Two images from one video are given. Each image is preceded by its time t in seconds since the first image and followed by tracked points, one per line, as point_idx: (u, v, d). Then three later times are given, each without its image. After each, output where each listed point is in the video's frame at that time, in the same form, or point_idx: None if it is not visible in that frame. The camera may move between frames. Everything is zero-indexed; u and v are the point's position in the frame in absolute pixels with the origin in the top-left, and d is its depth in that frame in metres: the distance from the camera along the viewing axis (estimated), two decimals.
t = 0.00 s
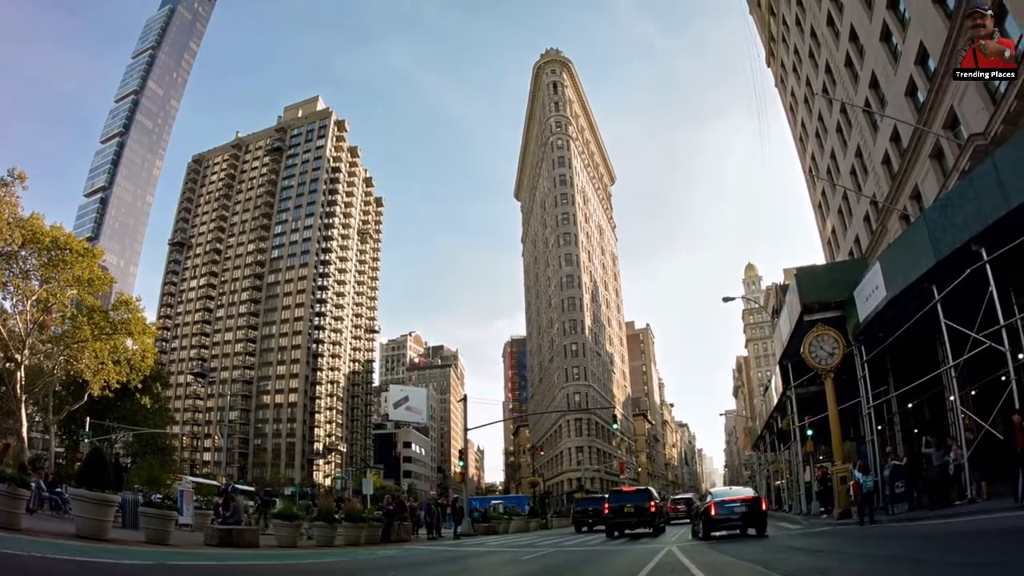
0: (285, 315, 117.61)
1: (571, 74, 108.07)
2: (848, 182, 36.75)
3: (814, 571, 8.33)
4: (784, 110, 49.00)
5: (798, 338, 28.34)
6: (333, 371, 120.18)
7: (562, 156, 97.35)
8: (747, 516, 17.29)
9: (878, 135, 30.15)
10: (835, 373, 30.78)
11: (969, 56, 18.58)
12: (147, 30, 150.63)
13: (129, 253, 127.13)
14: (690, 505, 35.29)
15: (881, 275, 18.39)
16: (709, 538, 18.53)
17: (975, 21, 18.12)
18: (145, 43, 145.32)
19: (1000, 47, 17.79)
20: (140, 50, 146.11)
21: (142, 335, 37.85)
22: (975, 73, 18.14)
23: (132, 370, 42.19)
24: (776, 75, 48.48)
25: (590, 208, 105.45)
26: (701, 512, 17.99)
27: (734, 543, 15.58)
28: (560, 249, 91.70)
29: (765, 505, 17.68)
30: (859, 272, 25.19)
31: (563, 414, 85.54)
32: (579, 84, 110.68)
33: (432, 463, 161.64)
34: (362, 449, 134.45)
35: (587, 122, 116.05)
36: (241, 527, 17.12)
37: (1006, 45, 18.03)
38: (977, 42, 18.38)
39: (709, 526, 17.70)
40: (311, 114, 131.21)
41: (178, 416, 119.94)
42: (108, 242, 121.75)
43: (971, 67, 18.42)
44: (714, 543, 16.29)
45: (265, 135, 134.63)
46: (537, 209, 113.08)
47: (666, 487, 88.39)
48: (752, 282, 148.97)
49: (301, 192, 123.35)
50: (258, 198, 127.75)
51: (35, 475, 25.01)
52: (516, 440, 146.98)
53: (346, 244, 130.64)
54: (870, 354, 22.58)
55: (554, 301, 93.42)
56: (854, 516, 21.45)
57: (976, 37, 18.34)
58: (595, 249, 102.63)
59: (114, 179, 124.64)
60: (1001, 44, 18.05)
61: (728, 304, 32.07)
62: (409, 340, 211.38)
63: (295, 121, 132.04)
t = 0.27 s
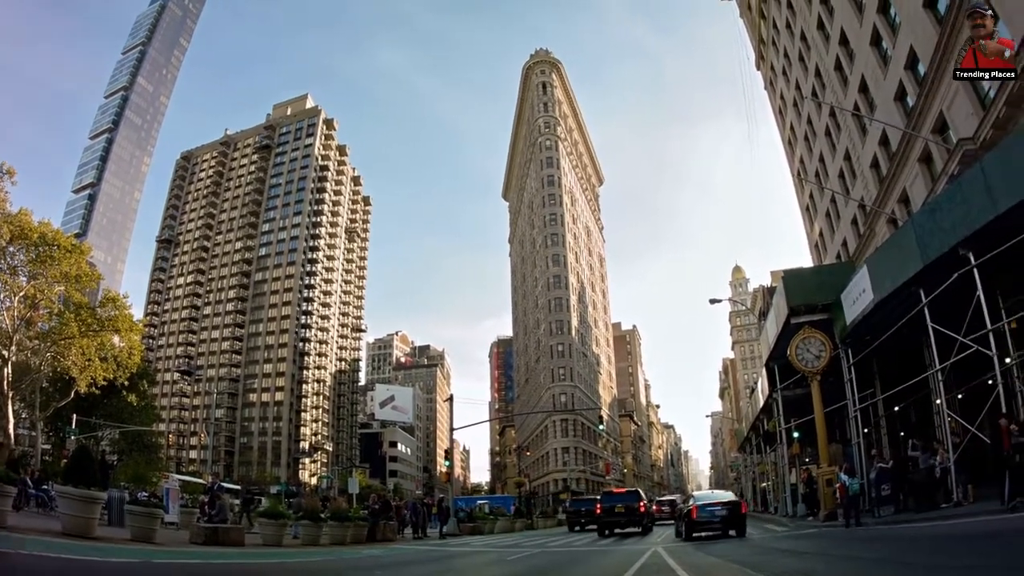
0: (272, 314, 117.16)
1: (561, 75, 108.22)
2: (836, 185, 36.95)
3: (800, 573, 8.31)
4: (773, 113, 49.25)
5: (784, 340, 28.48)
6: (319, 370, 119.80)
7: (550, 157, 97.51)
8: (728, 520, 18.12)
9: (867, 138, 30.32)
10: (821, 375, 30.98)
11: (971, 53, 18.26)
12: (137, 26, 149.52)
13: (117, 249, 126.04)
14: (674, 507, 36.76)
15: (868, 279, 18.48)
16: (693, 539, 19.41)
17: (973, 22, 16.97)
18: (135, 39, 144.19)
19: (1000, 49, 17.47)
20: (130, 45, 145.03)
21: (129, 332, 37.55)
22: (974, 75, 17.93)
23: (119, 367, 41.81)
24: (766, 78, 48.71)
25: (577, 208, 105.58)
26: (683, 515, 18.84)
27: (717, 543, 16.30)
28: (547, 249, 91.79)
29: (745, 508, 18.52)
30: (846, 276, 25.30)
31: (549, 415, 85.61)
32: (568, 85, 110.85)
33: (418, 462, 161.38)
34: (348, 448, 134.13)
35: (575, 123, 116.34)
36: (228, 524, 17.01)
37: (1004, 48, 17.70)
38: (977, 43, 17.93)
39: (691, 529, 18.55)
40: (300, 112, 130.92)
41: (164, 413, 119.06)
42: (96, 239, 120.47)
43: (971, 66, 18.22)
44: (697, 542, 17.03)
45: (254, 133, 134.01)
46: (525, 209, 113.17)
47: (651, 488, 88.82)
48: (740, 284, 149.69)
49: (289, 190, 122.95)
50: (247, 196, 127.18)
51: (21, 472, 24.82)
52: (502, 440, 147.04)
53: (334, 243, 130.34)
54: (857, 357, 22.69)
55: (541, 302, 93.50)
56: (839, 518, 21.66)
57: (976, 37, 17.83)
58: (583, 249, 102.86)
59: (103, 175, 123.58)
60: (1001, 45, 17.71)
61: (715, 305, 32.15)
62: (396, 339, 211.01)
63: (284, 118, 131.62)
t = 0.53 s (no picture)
0: (259, 312, 116.74)
1: (550, 75, 108.33)
2: (824, 188, 37.17)
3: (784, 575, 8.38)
4: (762, 116, 49.49)
5: (771, 342, 28.58)
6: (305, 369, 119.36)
7: (538, 158, 97.60)
8: (710, 523, 18.86)
9: (856, 142, 30.53)
10: (808, 378, 31.14)
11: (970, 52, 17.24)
12: (127, 22, 148.27)
13: (104, 246, 124.86)
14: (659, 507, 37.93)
15: (855, 281, 18.60)
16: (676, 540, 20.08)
17: (972, 21, 15.66)
18: (125, 35, 143.08)
19: (1002, 47, 16.30)
20: (120, 41, 143.78)
21: (116, 329, 37.19)
22: (974, 77, 16.99)
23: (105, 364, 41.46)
24: (755, 80, 48.95)
25: (565, 209, 105.69)
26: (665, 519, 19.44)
27: (702, 543, 16.96)
28: (534, 249, 91.86)
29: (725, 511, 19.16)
30: (833, 278, 25.36)
31: (535, 416, 85.65)
32: (557, 85, 110.98)
33: (404, 462, 161.27)
34: (334, 447, 133.86)
35: (564, 123, 116.47)
36: (213, 522, 16.78)
37: (1006, 44, 16.58)
38: (976, 41, 16.62)
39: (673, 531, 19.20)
40: (289, 110, 130.70)
41: (150, 411, 117.96)
42: (84, 235, 118.99)
43: (971, 66, 17.23)
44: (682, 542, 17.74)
45: (243, 130, 133.47)
46: (512, 210, 113.17)
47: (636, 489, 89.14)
48: (727, 287, 150.49)
49: (277, 188, 122.56)
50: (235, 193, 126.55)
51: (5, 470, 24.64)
52: (487, 440, 147.11)
53: (321, 241, 129.97)
54: (844, 359, 22.80)
55: (527, 302, 93.54)
56: (825, 521, 21.80)
57: (975, 36, 16.49)
58: (570, 250, 102.99)
59: (91, 171, 122.53)
60: (1001, 44, 16.54)
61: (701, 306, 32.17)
62: (382, 338, 210.62)
63: (273, 116, 131.33)
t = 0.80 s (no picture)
0: (246, 310, 116.18)
1: (539, 76, 108.51)
2: (812, 191, 37.39)
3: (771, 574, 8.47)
4: (750, 119, 49.76)
5: (758, 344, 28.72)
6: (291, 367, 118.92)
7: (526, 158, 97.75)
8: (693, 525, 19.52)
9: (844, 145, 30.73)
10: (794, 380, 31.34)
11: (968, 53, 17.29)
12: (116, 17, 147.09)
13: (92, 243, 123.67)
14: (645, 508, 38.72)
15: (842, 284, 18.71)
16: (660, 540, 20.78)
17: (974, 20, 16.45)
18: (115, 30, 141.88)
19: (1002, 46, 16.53)
20: (110, 37, 142.64)
21: (103, 326, 37.04)
22: (975, 76, 16.92)
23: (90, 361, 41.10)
24: (745, 84, 49.20)
25: (553, 210, 105.78)
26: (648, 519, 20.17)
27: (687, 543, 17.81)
28: (522, 250, 91.87)
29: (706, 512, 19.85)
30: (820, 281, 25.47)
31: (521, 416, 85.73)
32: (546, 86, 111.20)
33: (390, 461, 160.87)
34: (319, 446, 133.43)
35: (552, 124, 116.49)
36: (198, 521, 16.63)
37: (1007, 44, 16.59)
38: (976, 42, 17.03)
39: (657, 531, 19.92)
40: (278, 108, 130.57)
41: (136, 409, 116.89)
42: (71, 232, 117.14)
43: (970, 67, 17.17)
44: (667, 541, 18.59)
45: (232, 128, 132.85)
46: (500, 210, 113.17)
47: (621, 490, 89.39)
48: (714, 289, 151.19)
49: (266, 185, 122.05)
50: (222, 191, 125.94)
51: None
52: (473, 440, 147.03)
53: (309, 240, 129.60)
54: (830, 362, 22.98)
55: (514, 302, 93.50)
56: (811, 522, 21.88)
57: (974, 37, 16.98)
58: (557, 251, 103.16)
59: (80, 167, 121.57)
60: (1003, 44, 16.72)
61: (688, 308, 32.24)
62: (369, 337, 210.14)
63: (262, 114, 130.97)
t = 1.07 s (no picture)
0: (233, 307, 115.67)
1: (529, 76, 108.75)
2: (800, 194, 37.60)
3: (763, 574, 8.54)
4: (739, 122, 50.02)
5: (745, 346, 28.83)
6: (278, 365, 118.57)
7: (514, 158, 97.86)
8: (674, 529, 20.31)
9: (833, 148, 30.92)
10: (781, 383, 31.47)
11: (969, 54, 17.19)
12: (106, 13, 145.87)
13: (80, 239, 122.57)
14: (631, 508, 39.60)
15: (829, 287, 18.77)
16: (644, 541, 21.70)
17: (974, 22, 16.68)
18: (106, 26, 140.62)
19: (1001, 46, 16.34)
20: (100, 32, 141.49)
21: (91, 323, 36.78)
22: (974, 76, 16.85)
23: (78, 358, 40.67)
24: (734, 87, 49.44)
25: (541, 210, 105.87)
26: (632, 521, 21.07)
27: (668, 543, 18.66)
28: (509, 250, 91.92)
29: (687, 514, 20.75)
30: (807, 284, 25.49)
31: (508, 416, 85.76)
32: (535, 86, 111.41)
33: (376, 461, 160.55)
34: (306, 445, 133.14)
35: (541, 124, 116.44)
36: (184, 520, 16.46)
37: (1007, 44, 16.39)
38: (977, 41, 16.89)
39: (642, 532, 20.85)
40: (267, 106, 130.37)
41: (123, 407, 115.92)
42: (60, 227, 116.37)
43: (970, 67, 17.09)
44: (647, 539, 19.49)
45: (220, 125, 132.34)
46: (488, 210, 113.16)
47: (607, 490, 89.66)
48: (700, 291, 151.86)
49: (254, 183, 121.59)
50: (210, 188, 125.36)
51: None
52: (459, 440, 147.02)
53: (297, 238, 129.18)
54: (817, 365, 23.07)
55: (501, 302, 93.53)
56: (797, 524, 21.96)
57: (974, 37, 16.89)
58: (544, 252, 103.21)
59: (69, 163, 120.61)
60: (1002, 44, 16.57)
61: (675, 309, 32.30)
62: (356, 336, 209.75)
63: (251, 112, 130.64)
